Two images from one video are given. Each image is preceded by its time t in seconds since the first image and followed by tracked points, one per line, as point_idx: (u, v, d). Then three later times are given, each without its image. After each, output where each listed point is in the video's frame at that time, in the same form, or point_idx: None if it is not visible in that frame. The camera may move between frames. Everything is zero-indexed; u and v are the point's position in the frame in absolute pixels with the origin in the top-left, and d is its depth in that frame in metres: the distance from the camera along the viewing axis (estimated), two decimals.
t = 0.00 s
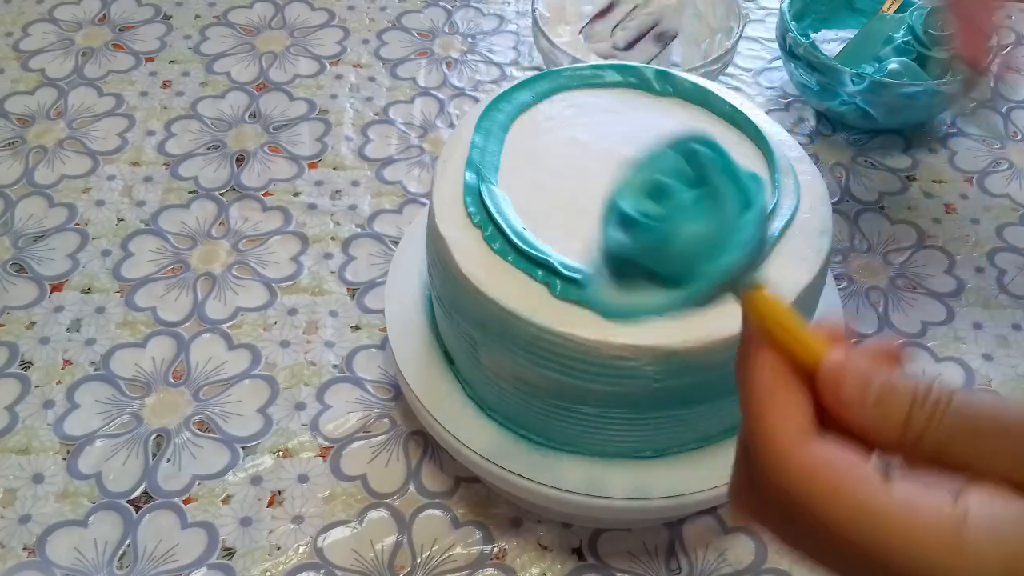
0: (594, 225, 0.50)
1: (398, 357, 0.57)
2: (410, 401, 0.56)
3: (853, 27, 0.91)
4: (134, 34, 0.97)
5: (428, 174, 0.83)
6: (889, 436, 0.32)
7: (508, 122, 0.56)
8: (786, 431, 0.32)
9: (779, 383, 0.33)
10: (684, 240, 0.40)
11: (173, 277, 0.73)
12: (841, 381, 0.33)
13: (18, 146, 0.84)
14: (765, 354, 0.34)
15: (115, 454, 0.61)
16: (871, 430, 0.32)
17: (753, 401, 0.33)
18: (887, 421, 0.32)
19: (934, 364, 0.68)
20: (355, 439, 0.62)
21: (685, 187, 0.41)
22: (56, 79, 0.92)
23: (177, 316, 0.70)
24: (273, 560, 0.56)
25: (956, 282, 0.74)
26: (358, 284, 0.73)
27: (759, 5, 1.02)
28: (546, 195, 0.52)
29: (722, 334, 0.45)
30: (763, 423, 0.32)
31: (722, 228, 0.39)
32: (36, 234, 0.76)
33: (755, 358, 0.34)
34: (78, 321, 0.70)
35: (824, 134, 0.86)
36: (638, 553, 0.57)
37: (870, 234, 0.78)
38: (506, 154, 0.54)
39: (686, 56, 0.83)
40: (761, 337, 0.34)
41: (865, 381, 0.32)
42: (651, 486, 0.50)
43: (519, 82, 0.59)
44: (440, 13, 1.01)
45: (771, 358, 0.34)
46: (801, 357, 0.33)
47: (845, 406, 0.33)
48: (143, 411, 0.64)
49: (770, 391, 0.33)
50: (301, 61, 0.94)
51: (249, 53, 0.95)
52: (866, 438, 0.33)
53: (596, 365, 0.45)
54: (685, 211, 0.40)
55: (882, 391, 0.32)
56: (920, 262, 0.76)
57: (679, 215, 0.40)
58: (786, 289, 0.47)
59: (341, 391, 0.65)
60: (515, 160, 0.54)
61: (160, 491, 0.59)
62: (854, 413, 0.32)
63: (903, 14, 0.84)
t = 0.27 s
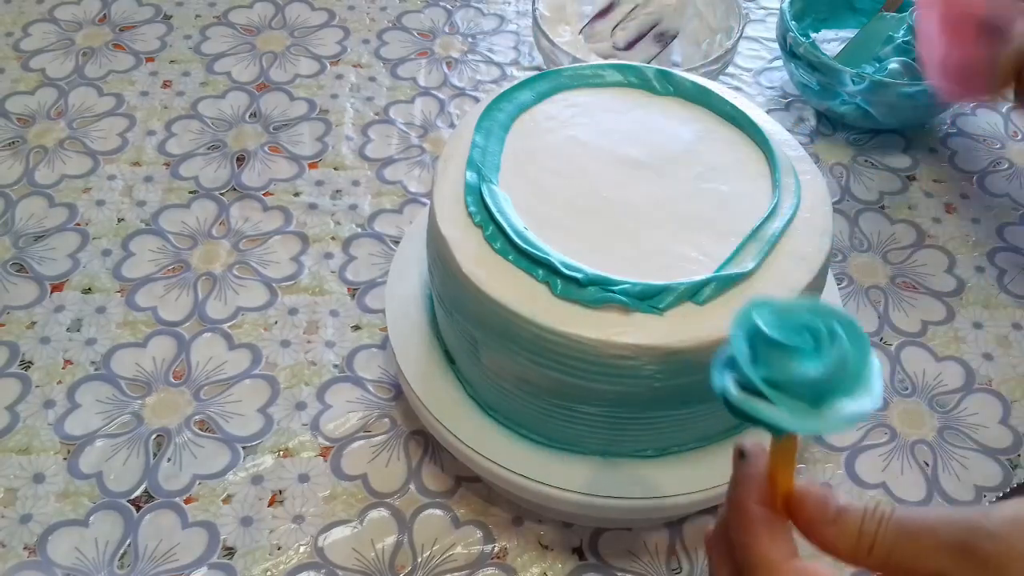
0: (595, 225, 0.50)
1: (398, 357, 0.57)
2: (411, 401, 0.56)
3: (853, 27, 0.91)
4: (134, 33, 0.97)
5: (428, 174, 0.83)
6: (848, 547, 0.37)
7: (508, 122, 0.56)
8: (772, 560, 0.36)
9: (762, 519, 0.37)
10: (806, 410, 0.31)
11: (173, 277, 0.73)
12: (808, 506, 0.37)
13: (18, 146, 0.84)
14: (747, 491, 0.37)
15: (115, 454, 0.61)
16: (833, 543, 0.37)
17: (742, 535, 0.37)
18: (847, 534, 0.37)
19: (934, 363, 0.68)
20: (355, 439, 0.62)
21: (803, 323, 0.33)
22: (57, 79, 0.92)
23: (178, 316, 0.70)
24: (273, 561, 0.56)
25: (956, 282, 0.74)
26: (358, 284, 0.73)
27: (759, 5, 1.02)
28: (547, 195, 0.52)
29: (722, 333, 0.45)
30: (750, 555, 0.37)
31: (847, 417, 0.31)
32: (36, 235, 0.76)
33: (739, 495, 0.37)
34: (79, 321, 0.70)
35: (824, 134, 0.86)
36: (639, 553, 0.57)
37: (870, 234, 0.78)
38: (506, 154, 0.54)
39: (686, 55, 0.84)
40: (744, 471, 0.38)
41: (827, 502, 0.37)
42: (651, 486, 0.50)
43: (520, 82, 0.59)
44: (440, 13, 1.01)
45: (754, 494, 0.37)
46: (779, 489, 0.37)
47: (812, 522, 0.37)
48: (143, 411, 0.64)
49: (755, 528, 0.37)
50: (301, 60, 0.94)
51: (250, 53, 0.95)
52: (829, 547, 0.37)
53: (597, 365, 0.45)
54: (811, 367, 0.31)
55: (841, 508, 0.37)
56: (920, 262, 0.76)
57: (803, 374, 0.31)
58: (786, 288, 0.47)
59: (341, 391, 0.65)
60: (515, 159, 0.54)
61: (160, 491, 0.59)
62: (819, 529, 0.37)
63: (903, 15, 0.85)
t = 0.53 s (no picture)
0: (595, 225, 0.50)
1: (399, 357, 0.57)
2: (410, 401, 0.56)
3: (854, 27, 0.91)
4: (134, 33, 0.97)
5: (428, 174, 0.83)
6: (863, 533, 0.37)
7: (508, 122, 0.56)
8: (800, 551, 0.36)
9: (785, 509, 0.37)
10: (838, 424, 0.32)
11: (173, 277, 0.73)
12: (824, 492, 0.37)
13: (18, 146, 0.84)
14: (770, 483, 0.37)
15: (115, 454, 0.61)
16: (847, 528, 0.37)
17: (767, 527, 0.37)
18: (860, 521, 0.37)
19: (934, 363, 0.68)
20: (355, 439, 0.62)
21: (829, 339, 0.33)
22: (57, 79, 0.92)
23: (178, 316, 0.70)
24: (273, 560, 0.56)
25: (956, 282, 0.74)
26: (359, 284, 0.73)
27: (759, 5, 1.02)
28: (547, 195, 0.52)
29: (722, 333, 0.45)
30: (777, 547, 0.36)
31: (875, 427, 0.32)
32: (36, 234, 0.76)
33: (761, 489, 0.37)
34: (79, 321, 0.70)
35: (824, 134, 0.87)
36: (639, 552, 0.57)
37: (870, 234, 0.78)
38: (506, 154, 0.54)
39: (686, 55, 0.85)
40: (765, 464, 0.38)
41: (841, 489, 0.37)
42: (652, 485, 0.50)
43: (520, 81, 0.59)
44: (440, 13, 1.01)
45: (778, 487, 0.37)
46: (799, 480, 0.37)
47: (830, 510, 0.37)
48: (143, 410, 0.64)
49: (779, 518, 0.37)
50: (301, 60, 0.94)
51: (250, 53, 0.95)
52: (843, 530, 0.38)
53: (597, 365, 0.45)
54: (843, 384, 0.32)
55: (855, 494, 0.37)
56: (920, 262, 0.76)
57: (837, 391, 0.32)
58: (786, 288, 0.47)
59: (341, 391, 0.65)
60: (516, 159, 0.54)
61: (160, 491, 0.59)
62: (836, 515, 0.37)
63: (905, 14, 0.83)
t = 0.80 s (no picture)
0: (595, 225, 0.50)
1: (399, 357, 0.57)
2: (410, 400, 0.56)
3: (854, 27, 0.91)
4: (134, 33, 0.97)
5: (428, 174, 0.83)
6: (869, 500, 0.39)
7: (508, 122, 0.56)
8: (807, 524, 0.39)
9: (796, 485, 0.39)
10: (849, 407, 0.33)
11: (173, 277, 0.73)
12: (834, 466, 0.39)
13: (18, 146, 0.84)
14: (781, 461, 0.40)
15: (115, 454, 0.61)
16: (857, 496, 0.39)
17: (779, 501, 0.40)
18: (867, 489, 0.39)
19: (934, 363, 0.68)
20: (355, 439, 0.62)
21: (828, 325, 0.34)
22: (57, 79, 0.92)
23: (178, 316, 0.70)
24: (273, 560, 0.56)
25: (956, 282, 0.74)
26: (359, 284, 0.73)
27: (759, 5, 1.02)
28: (547, 194, 0.52)
29: (722, 333, 0.45)
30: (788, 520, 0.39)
31: (883, 405, 0.33)
32: (36, 234, 0.76)
33: (773, 465, 0.40)
34: (79, 321, 0.70)
35: (824, 134, 0.86)
36: (639, 552, 0.57)
37: (870, 234, 0.78)
38: (506, 154, 0.54)
39: (686, 55, 0.85)
40: (778, 443, 0.40)
41: (851, 461, 0.39)
42: (652, 485, 0.50)
43: (520, 81, 0.59)
44: (440, 13, 1.01)
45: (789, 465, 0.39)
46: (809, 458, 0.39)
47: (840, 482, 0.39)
48: (143, 410, 0.64)
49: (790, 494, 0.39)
50: (301, 60, 0.94)
51: (250, 53, 0.95)
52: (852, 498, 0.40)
53: (597, 365, 0.45)
54: (846, 368, 0.33)
55: (865, 464, 0.39)
56: (920, 262, 0.76)
57: (842, 376, 0.33)
58: (786, 287, 0.47)
59: (341, 391, 0.65)
60: (515, 159, 0.54)
61: (160, 491, 0.59)
62: (845, 486, 0.39)
63: (903, 14, 0.84)
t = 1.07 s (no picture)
0: (595, 225, 0.50)
1: (399, 357, 0.57)
2: (410, 400, 0.56)
3: (854, 27, 0.91)
4: (134, 33, 0.97)
5: (428, 174, 0.83)
6: (904, 466, 0.36)
7: (508, 122, 0.56)
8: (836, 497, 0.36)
9: (824, 455, 0.36)
10: (864, 362, 0.32)
11: (173, 277, 0.73)
12: (864, 434, 0.36)
13: (18, 146, 0.84)
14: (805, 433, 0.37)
15: (115, 454, 0.61)
16: (891, 462, 0.36)
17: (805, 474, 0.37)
18: (900, 455, 0.36)
19: (934, 363, 0.68)
20: (355, 439, 0.62)
21: (829, 291, 0.33)
22: (57, 79, 0.92)
23: (178, 316, 0.70)
24: (273, 560, 0.56)
25: (956, 282, 0.74)
26: (359, 284, 0.73)
27: (759, 5, 1.02)
28: (546, 194, 0.52)
29: (722, 333, 0.45)
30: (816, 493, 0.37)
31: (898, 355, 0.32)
32: (36, 234, 0.76)
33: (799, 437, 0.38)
34: (79, 321, 0.70)
35: (824, 134, 0.87)
36: (639, 552, 0.57)
37: (870, 234, 0.78)
38: (505, 154, 0.54)
39: (686, 55, 0.84)
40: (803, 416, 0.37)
41: (881, 427, 0.36)
42: (652, 485, 0.50)
43: (520, 81, 0.59)
44: (440, 13, 1.01)
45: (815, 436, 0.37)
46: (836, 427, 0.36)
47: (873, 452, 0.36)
48: (143, 410, 0.64)
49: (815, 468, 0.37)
50: (301, 60, 0.94)
51: (250, 53, 0.95)
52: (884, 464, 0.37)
53: (598, 364, 0.45)
54: (853, 326, 0.32)
55: (898, 429, 0.36)
56: (920, 262, 0.76)
57: (849, 338, 0.32)
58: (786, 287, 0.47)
59: (341, 391, 0.65)
60: (515, 159, 0.54)
61: (160, 491, 0.59)
62: (877, 452, 0.36)
63: (903, 14, 0.85)
